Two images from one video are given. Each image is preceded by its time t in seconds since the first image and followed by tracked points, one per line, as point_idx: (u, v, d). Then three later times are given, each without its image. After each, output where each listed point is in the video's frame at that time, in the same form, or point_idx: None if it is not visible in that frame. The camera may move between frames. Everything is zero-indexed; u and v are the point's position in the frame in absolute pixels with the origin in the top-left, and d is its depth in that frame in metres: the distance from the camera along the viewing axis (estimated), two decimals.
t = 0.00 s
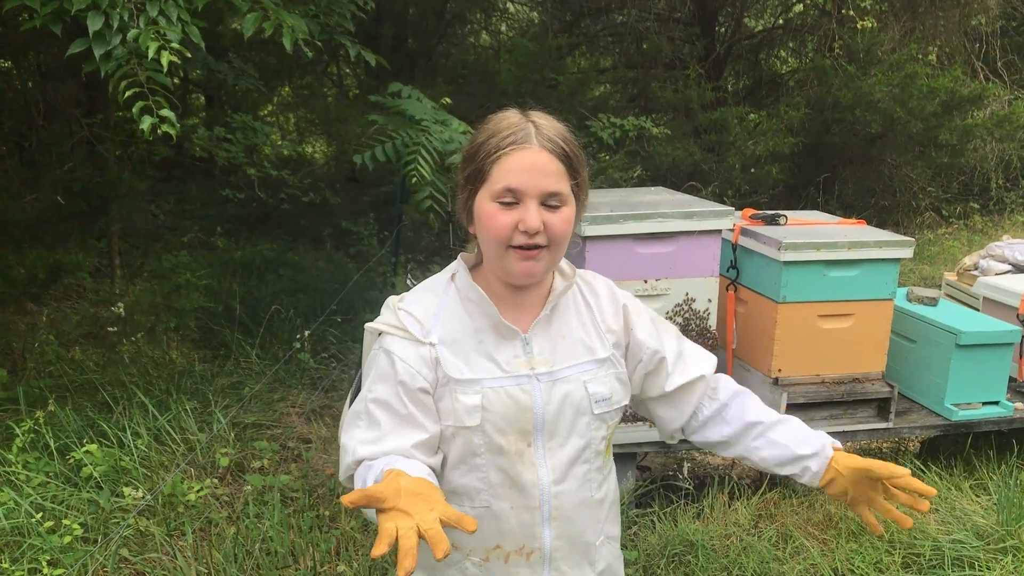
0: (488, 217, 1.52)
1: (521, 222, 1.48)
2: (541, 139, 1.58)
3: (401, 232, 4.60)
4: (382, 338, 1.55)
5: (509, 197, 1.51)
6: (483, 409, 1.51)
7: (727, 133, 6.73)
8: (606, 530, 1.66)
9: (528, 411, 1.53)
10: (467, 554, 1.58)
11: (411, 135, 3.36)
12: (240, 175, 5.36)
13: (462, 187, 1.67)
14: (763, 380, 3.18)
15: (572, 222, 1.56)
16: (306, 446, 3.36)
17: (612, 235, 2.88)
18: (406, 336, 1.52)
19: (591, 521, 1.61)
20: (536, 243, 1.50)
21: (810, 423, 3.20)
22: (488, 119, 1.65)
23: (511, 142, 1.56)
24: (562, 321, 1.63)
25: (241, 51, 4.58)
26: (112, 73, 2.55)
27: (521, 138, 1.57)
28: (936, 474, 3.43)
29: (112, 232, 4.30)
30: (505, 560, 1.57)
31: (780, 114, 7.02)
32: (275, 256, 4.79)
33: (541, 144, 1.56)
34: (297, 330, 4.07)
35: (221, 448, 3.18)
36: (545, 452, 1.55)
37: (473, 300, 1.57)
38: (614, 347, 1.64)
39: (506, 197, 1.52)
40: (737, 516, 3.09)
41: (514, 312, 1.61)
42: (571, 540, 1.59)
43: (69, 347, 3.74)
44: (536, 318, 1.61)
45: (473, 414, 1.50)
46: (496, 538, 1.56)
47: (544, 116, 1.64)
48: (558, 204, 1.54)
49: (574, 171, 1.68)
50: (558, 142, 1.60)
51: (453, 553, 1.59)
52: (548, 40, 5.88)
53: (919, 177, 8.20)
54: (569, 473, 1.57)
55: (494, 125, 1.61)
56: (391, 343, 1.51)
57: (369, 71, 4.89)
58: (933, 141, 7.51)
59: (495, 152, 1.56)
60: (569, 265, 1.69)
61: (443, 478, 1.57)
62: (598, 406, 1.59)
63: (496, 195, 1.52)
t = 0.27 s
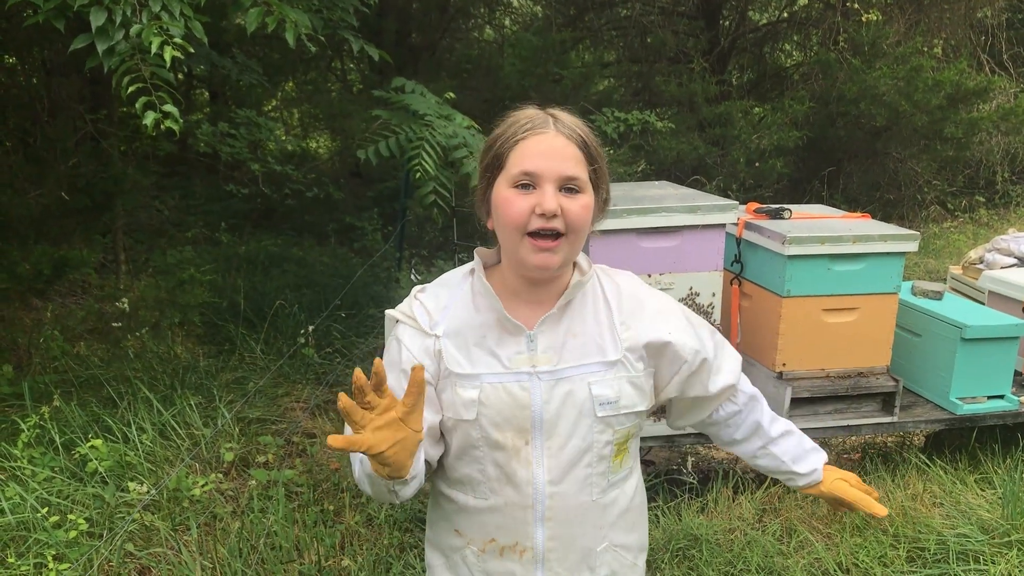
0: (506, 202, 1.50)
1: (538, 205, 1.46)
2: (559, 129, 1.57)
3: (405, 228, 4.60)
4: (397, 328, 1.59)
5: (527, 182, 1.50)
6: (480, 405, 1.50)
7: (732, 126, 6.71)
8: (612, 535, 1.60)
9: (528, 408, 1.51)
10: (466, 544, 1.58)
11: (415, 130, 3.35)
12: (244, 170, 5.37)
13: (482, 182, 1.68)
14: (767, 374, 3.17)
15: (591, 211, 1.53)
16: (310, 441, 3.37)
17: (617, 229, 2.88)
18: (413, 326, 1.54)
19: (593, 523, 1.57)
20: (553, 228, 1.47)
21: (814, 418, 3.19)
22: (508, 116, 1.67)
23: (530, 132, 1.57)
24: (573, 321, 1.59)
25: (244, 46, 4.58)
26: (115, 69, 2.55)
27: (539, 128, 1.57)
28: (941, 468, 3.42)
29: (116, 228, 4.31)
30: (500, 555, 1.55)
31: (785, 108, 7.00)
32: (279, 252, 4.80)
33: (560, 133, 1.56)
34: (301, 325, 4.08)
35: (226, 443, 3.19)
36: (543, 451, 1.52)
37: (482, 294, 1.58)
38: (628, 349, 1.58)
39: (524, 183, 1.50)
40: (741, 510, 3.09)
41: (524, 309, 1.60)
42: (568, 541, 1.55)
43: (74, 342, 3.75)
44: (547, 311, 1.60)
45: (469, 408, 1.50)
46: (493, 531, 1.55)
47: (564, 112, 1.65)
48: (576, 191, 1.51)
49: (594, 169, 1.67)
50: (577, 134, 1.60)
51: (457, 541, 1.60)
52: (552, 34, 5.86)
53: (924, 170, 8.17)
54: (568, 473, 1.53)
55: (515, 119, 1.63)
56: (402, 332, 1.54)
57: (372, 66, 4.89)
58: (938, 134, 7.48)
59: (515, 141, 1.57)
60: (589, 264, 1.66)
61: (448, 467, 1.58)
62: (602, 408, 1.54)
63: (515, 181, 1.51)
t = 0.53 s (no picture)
0: (513, 202, 1.50)
1: (545, 205, 1.46)
2: (567, 127, 1.57)
3: (408, 223, 4.61)
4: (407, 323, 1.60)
5: (535, 181, 1.50)
6: (489, 397, 1.50)
7: (735, 121, 6.69)
8: (623, 533, 1.59)
9: (535, 402, 1.51)
10: (476, 537, 1.57)
11: (418, 126, 3.35)
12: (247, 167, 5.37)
13: (491, 179, 1.68)
14: (771, 369, 3.17)
15: (599, 210, 1.53)
16: (314, 437, 3.38)
17: (620, 225, 2.87)
18: (423, 319, 1.55)
19: (602, 518, 1.56)
20: (560, 227, 1.47)
21: (818, 413, 3.19)
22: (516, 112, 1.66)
23: (537, 130, 1.56)
24: (583, 315, 1.58)
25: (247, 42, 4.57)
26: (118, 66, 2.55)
27: (548, 126, 1.57)
28: (945, 463, 3.42)
29: (120, 225, 4.32)
30: (509, 548, 1.55)
31: (789, 103, 6.98)
32: (282, 248, 4.80)
33: (568, 131, 1.56)
34: (305, 320, 4.08)
35: (230, 439, 3.20)
36: (551, 444, 1.52)
37: (491, 288, 1.56)
38: (638, 343, 1.56)
39: (531, 182, 1.50)
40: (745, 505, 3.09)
41: (535, 304, 1.59)
42: (577, 535, 1.54)
43: (79, 339, 3.76)
44: (555, 305, 1.59)
45: (477, 401, 1.50)
46: (502, 523, 1.55)
47: (573, 108, 1.64)
48: (584, 190, 1.51)
49: (603, 165, 1.67)
50: (586, 132, 1.59)
51: (466, 534, 1.59)
52: (555, 29, 5.85)
53: (929, 165, 8.14)
54: (577, 466, 1.52)
55: (523, 116, 1.62)
56: (413, 327, 1.54)
57: (376, 62, 4.88)
58: (943, 128, 7.46)
59: (522, 139, 1.56)
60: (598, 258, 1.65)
61: (458, 459, 1.58)
62: (610, 402, 1.53)
63: (522, 180, 1.51)
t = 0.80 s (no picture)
0: (512, 198, 1.48)
1: (544, 201, 1.44)
2: (568, 127, 1.56)
3: (409, 221, 4.61)
4: (407, 321, 1.58)
5: (534, 177, 1.49)
6: (486, 395, 1.49)
7: (737, 118, 6.68)
8: (622, 533, 1.56)
9: (532, 400, 1.49)
10: (474, 536, 1.55)
11: (419, 124, 3.35)
12: (248, 165, 5.38)
13: (492, 179, 1.68)
14: (772, 366, 3.17)
15: (598, 208, 1.51)
16: (316, 434, 3.39)
17: (620, 222, 2.87)
18: (422, 316, 1.53)
19: (601, 518, 1.53)
20: (560, 224, 1.45)
21: (819, 410, 3.19)
22: (517, 113, 1.66)
23: (538, 128, 1.56)
24: (582, 314, 1.57)
25: (249, 40, 4.57)
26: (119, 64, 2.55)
27: (549, 125, 1.56)
28: (946, 460, 3.42)
29: (122, 223, 4.32)
30: (507, 547, 1.52)
31: (791, 100, 6.97)
32: (283, 246, 4.80)
33: (568, 130, 1.55)
34: (306, 318, 4.08)
35: (232, 436, 3.21)
36: (549, 443, 1.50)
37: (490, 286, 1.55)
38: (637, 342, 1.54)
39: (530, 179, 1.49)
40: (746, 502, 3.09)
41: (533, 303, 1.58)
42: (575, 535, 1.51)
43: (81, 337, 3.77)
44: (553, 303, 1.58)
45: (474, 399, 1.49)
46: (500, 522, 1.52)
47: (574, 108, 1.64)
48: (584, 188, 1.49)
49: (603, 165, 1.66)
50: (587, 132, 1.59)
51: (464, 533, 1.56)
52: (556, 27, 5.85)
53: (931, 162, 8.13)
54: (575, 465, 1.50)
55: (524, 115, 1.62)
56: (411, 324, 1.54)
57: (377, 60, 4.88)
58: (944, 125, 7.45)
59: (522, 137, 1.56)
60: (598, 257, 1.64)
61: (457, 457, 1.56)
62: (608, 401, 1.50)
63: (521, 176, 1.50)
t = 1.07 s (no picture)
0: (521, 186, 1.48)
1: (553, 188, 1.43)
2: (582, 118, 1.56)
3: (410, 219, 4.61)
4: (418, 315, 1.58)
5: (545, 165, 1.48)
6: (498, 390, 1.48)
7: (739, 115, 6.65)
8: (633, 526, 1.56)
9: (545, 395, 1.49)
10: (486, 528, 1.55)
11: (420, 121, 3.35)
12: (249, 163, 5.38)
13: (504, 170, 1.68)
14: (774, 363, 3.17)
15: (608, 198, 1.50)
16: (318, 433, 3.39)
17: (621, 219, 2.87)
18: (434, 310, 1.53)
19: (612, 511, 1.53)
20: (569, 212, 1.43)
21: (821, 406, 3.19)
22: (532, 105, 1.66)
23: (551, 118, 1.56)
24: (595, 308, 1.55)
25: (249, 38, 4.57)
26: (119, 63, 2.55)
27: (562, 115, 1.56)
28: (948, 456, 3.41)
29: (123, 222, 4.32)
30: (518, 539, 1.53)
31: (791, 96, 6.96)
32: (285, 244, 4.81)
33: (582, 121, 1.55)
34: (308, 316, 4.09)
35: (234, 435, 3.21)
36: (559, 437, 1.49)
37: (502, 280, 1.55)
38: (651, 337, 1.52)
39: (541, 168, 1.48)
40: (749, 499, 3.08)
41: (546, 296, 1.57)
42: (585, 528, 1.52)
43: (83, 335, 3.78)
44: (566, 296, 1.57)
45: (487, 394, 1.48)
46: (511, 515, 1.53)
47: (589, 101, 1.64)
48: (594, 177, 1.48)
49: (615, 158, 1.65)
50: (600, 123, 1.58)
51: (476, 525, 1.57)
52: (557, 24, 5.85)
53: (932, 158, 8.12)
54: (586, 459, 1.50)
55: (538, 106, 1.62)
56: (424, 317, 1.53)
57: (378, 58, 4.88)
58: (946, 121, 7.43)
59: (535, 126, 1.56)
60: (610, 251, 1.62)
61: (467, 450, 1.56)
62: (622, 397, 1.48)
63: (532, 165, 1.49)
